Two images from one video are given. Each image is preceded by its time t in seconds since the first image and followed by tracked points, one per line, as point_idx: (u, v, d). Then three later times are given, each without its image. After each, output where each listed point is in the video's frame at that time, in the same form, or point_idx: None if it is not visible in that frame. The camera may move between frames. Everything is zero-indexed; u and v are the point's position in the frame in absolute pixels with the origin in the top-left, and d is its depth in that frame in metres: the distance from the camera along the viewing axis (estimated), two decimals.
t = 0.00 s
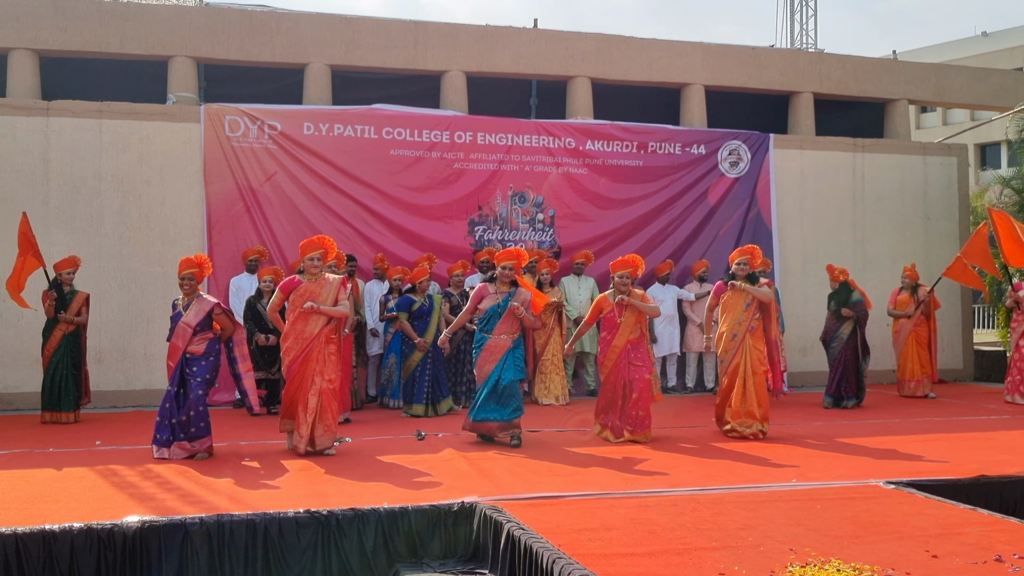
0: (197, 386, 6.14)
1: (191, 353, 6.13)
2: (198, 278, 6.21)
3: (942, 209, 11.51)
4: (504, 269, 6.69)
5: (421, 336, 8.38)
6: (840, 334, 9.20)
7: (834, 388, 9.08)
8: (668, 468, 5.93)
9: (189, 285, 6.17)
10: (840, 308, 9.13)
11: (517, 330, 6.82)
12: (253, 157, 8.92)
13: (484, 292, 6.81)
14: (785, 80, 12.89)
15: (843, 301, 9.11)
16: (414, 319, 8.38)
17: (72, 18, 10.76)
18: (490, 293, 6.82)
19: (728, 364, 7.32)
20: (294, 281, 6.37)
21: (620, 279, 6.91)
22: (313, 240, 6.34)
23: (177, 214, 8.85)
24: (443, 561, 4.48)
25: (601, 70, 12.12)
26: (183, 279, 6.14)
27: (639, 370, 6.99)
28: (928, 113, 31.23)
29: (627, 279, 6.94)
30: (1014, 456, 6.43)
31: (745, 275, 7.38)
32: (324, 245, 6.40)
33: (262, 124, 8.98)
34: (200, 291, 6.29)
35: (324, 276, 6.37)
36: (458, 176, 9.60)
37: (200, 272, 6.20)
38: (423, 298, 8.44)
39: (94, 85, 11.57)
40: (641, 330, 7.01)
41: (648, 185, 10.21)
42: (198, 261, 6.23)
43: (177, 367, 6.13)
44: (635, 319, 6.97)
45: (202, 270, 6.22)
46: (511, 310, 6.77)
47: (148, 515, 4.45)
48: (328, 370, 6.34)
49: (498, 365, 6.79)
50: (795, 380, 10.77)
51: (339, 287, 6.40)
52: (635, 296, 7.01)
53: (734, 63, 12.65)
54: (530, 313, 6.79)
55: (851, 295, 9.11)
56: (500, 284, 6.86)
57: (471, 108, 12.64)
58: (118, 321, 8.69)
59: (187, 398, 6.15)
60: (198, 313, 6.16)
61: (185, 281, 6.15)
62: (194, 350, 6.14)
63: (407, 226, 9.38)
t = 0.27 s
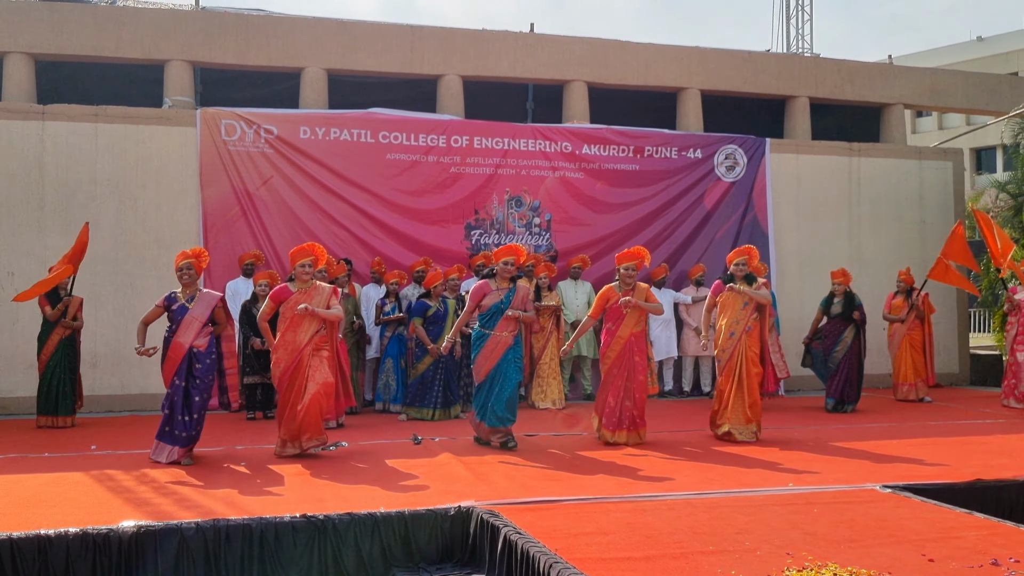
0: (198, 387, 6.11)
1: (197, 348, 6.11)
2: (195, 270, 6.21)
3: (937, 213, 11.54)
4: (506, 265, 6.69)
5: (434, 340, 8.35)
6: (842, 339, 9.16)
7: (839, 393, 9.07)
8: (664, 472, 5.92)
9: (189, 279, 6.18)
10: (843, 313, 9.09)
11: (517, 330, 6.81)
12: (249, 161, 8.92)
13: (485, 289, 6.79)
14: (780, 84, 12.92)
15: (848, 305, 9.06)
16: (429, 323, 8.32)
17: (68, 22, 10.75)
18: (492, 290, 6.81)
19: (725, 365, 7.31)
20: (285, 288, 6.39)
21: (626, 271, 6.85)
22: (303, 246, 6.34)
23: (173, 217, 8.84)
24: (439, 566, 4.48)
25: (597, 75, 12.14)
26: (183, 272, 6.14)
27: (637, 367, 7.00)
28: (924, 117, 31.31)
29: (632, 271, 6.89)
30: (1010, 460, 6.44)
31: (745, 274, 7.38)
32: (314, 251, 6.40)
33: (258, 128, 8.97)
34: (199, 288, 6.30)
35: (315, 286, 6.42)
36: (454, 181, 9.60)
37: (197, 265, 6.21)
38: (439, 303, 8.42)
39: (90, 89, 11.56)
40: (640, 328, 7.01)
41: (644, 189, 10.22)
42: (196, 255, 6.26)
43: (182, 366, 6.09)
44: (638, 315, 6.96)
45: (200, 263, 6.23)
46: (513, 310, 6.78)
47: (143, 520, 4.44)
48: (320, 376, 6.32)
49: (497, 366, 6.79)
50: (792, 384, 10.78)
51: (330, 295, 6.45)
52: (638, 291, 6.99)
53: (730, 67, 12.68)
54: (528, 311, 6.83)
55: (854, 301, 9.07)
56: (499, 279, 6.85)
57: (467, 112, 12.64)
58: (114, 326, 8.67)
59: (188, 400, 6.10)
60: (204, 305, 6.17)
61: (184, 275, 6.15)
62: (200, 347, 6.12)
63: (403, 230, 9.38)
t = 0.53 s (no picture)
0: (201, 393, 6.10)
1: (197, 356, 6.09)
2: (197, 277, 6.17)
3: (936, 215, 11.54)
4: (516, 275, 6.64)
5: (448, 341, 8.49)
6: (846, 342, 9.15)
7: (850, 395, 9.05)
8: (665, 474, 5.92)
9: (192, 287, 6.15)
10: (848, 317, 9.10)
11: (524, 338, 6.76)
12: (248, 163, 8.92)
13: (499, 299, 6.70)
14: (780, 87, 12.93)
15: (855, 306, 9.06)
16: (443, 324, 8.48)
17: (68, 24, 10.76)
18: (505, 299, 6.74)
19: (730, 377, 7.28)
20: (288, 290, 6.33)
21: (636, 283, 6.86)
22: (309, 249, 6.34)
23: (172, 220, 8.83)
24: (439, 568, 4.47)
25: (597, 77, 12.15)
26: (187, 279, 6.10)
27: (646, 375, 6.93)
28: (923, 119, 31.34)
29: (642, 283, 6.90)
30: (1010, 462, 6.43)
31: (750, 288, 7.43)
32: (319, 255, 6.39)
33: (257, 130, 8.97)
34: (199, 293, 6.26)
35: (319, 290, 6.39)
36: (454, 183, 9.60)
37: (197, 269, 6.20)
38: (452, 304, 8.57)
39: (90, 91, 11.57)
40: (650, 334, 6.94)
41: (644, 191, 10.22)
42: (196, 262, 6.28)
43: (182, 372, 6.04)
44: (650, 325, 6.94)
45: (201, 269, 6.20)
46: (523, 317, 6.77)
47: (142, 522, 4.43)
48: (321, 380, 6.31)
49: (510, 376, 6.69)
50: (792, 386, 10.78)
51: (333, 300, 6.39)
52: (651, 304, 6.96)
53: (730, 69, 12.69)
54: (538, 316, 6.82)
55: (859, 304, 9.12)
56: (507, 289, 6.81)
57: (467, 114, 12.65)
58: (113, 328, 8.66)
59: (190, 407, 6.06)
60: (207, 314, 6.15)
61: (186, 280, 6.10)
62: (200, 354, 6.11)
63: (403, 232, 9.37)
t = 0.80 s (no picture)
0: (203, 385, 5.99)
1: (196, 347, 6.02)
2: (193, 270, 6.14)
3: (936, 216, 11.54)
4: (522, 269, 6.57)
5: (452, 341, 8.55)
6: (847, 343, 9.12)
7: (852, 396, 9.07)
8: (664, 475, 5.92)
9: (188, 279, 6.11)
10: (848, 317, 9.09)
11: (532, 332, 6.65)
12: (248, 164, 8.92)
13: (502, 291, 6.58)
14: (780, 88, 12.93)
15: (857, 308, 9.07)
16: (446, 324, 8.51)
17: (67, 26, 10.76)
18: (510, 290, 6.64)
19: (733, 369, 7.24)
20: (294, 290, 6.28)
21: (639, 278, 6.72)
22: (315, 249, 6.22)
23: (172, 221, 8.83)
24: (439, 569, 4.47)
25: (596, 78, 12.16)
26: (184, 270, 6.08)
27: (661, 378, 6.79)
28: (922, 121, 31.37)
29: (645, 278, 6.76)
30: (1010, 462, 6.43)
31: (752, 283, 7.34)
32: (325, 254, 6.30)
33: (257, 132, 8.97)
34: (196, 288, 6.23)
35: (323, 290, 6.32)
36: (453, 184, 9.60)
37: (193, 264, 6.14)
38: (456, 305, 8.59)
39: (90, 93, 11.58)
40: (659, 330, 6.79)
41: (643, 193, 10.22)
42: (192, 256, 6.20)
43: (182, 364, 5.95)
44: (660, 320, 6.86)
45: (197, 262, 6.16)
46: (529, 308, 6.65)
47: (143, 524, 4.43)
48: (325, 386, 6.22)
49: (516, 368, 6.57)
50: (791, 387, 10.78)
51: (338, 300, 6.35)
52: (659, 297, 6.87)
53: (730, 71, 12.69)
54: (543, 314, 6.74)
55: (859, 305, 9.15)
56: (512, 281, 6.70)
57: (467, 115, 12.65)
58: (113, 329, 8.66)
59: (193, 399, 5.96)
60: (205, 305, 6.11)
61: (183, 274, 6.07)
62: (200, 345, 6.02)
63: (402, 234, 9.38)
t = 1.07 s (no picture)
0: (206, 394, 5.96)
1: (196, 357, 5.92)
2: (190, 284, 6.04)
3: (935, 217, 11.55)
4: (524, 278, 6.46)
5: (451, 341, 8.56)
6: (844, 342, 9.11)
7: (850, 396, 9.07)
8: (664, 476, 5.92)
9: (186, 293, 5.99)
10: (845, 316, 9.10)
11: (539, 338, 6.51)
12: (247, 165, 8.92)
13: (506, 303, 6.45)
14: (779, 89, 12.94)
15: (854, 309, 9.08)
16: (445, 325, 8.50)
17: (66, 27, 10.76)
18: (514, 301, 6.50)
19: (735, 379, 7.20)
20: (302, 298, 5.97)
21: (639, 290, 6.72)
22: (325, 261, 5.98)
23: (171, 222, 8.83)
24: (438, 571, 4.47)
25: (595, 80, 12.16)
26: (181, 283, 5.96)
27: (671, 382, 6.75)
28: (921, 121, 31.40)
29: (645, 290, 6.75)
30: (1009, 463, 6.44)
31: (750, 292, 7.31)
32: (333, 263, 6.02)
33: (256, 133, 8.97)
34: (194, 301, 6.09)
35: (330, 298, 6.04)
36: (453, 185, 9.60)
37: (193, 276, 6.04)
38: (455, 306, 8.56)
39: (88, 94, 11.58)
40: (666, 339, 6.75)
41: (642, 194, 10.23)
42: (192, 267, 6.06)
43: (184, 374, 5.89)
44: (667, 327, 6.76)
45: (195, 275, 6.07)
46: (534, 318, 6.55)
47: (141, 525, 4.42)
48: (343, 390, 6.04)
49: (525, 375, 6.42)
50: (791, 388, 10.78)
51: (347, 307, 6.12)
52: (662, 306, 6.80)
53: (728, 72, 12.70)
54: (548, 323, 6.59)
55: (858, 305, 9.14)
56: (516, 292, 6.58)
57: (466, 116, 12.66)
58: (112, 330, 8.66)
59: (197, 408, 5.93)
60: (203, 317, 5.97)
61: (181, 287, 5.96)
62: (200, 355, 5.94)
63: (402, 235, 9.38)
